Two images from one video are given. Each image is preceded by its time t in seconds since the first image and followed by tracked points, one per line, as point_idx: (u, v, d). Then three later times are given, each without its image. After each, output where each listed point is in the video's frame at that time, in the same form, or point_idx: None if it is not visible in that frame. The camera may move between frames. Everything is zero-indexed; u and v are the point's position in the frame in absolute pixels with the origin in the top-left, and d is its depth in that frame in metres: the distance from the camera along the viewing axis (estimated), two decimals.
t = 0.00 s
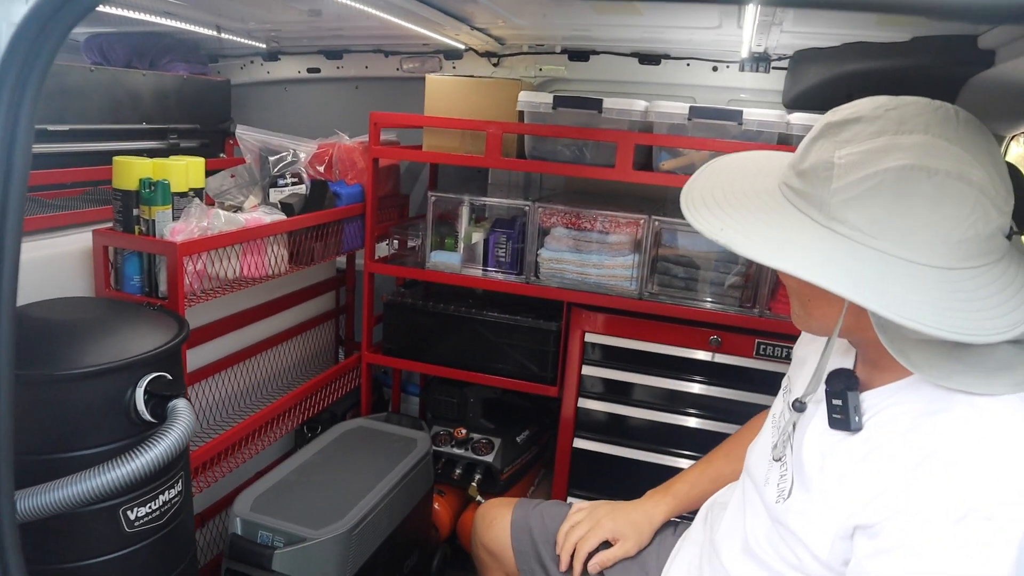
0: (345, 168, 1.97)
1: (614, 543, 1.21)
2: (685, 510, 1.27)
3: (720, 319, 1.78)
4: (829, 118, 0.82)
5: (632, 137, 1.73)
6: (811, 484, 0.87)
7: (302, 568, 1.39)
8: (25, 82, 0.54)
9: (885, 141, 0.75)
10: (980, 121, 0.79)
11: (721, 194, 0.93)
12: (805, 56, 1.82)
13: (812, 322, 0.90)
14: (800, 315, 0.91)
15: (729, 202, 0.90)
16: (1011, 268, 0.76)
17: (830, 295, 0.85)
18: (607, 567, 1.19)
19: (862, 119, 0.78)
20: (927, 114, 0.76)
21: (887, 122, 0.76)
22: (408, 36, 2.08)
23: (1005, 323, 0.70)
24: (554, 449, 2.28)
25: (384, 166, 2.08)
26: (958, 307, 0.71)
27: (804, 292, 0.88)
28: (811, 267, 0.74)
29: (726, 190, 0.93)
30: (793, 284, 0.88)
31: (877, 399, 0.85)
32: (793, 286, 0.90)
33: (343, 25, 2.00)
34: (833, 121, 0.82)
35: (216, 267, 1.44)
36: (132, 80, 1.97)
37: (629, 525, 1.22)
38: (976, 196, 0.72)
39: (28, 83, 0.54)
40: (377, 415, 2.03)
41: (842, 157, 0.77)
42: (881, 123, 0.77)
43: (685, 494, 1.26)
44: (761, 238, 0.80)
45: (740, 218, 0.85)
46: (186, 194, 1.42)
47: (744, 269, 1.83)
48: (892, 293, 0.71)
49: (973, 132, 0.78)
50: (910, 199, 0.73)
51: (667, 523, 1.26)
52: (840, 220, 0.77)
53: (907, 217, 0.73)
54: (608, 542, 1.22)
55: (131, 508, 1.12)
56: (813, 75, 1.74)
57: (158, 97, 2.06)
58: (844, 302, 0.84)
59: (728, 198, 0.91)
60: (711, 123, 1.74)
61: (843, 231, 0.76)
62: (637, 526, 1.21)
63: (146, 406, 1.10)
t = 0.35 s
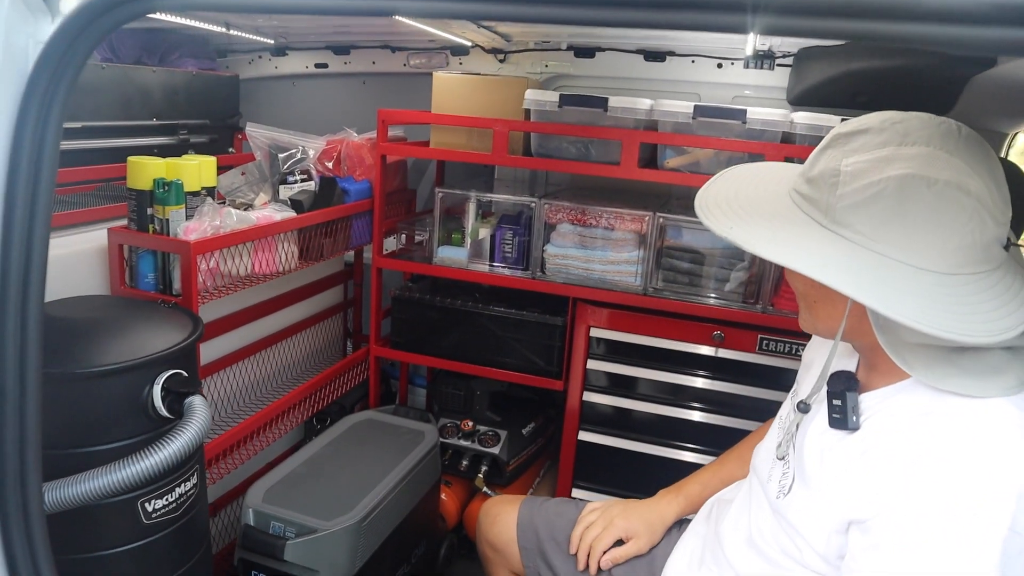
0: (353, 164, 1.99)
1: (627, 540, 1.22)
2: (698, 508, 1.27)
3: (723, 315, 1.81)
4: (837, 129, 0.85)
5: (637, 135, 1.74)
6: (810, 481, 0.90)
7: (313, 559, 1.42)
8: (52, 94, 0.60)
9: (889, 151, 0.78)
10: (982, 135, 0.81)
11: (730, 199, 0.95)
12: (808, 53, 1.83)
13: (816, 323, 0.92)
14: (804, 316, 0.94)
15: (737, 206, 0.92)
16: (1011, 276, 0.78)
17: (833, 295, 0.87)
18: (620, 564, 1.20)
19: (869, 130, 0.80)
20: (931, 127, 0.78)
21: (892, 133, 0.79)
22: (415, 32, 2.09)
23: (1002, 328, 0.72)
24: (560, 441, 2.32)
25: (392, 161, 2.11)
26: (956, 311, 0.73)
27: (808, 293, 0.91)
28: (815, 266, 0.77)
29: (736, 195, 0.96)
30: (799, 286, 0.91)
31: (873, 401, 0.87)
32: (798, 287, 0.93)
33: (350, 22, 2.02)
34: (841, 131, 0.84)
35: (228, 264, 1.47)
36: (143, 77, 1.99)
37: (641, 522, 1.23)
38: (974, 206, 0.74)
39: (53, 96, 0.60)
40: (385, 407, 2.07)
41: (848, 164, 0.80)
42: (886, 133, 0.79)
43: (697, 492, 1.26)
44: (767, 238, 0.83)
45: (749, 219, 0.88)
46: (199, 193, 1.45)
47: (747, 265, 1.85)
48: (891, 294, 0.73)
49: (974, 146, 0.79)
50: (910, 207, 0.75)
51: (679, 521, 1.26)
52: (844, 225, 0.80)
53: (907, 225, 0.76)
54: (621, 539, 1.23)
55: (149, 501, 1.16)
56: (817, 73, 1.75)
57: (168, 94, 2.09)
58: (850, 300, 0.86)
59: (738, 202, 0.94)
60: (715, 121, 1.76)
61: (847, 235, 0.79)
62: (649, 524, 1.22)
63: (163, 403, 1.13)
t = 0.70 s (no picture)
0: (363, 153, 1.99)
1: (635, 525, 1.21)
2: (705, 493, 1.26)
3: (734, 303, 1.80)
4: (848, 103, 0.84)
5: (647, 122, 1.74)
6: (820, 459, 0.89)
7: (323, 543, 1.43)
8: (66, 61, 0.59)
9: (900, 122, 0.77)
10: (995, 109, 0.80)
11: (740, 174, 0.94)
12: (820, 40, 1.81)
13: (825, 301, 0.92)
14: (811, 292, 0.94)
15: (747, 180, 0.91)
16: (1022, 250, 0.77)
17: (841, 269, 0.87)
18: (628, 548, 1.19)
19: (880, 102, 0.80)
20: (943, 99, 0.78)
21: (903, 104, 0.78)
22: (425, 23, 2.10)
23: (1014, 298, 0.71)
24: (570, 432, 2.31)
25: (402, 151, 2.11)
26: (967, 281, 0.72)
27: (816, 268, 0.90)
28: (826, 235, 0.76)
29: (747, 171, 0.95)
30: (808, 262, 0.91)
31: (884, 378, 0.86)
32: (807, 263, 0.92)
33: (361, 12, 2.02)
34: (852, 105, 0.84)
35: (239, 249, 1.48)
36: (156, 66, 2.01)
37: (649, 507, 1.22)
38: (986, 176, 0.74)
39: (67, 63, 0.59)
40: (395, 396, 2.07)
41: (859, 136, 0.79)
42: (898, 105, 0.78)
43: (705, 477, 1.26)
44: (777, 208, 0.82)
45: (759, 191, 0.87)
46: (210, 178, 1.46)
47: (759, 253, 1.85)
48: (903, 263, 0.73)
49: (985, 119, 0.79)
50: (922, 176, 0.75)
51: (687, 505, 1.26)
52: (854, 196, 0.79)
53: (918, 195, 0.75)
54: (629, 524, 1.22)
55: (160, 480, 1.16)
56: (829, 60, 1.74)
57: (181, 84, 2.10)
58: (860, 272, 0.85)
59: (748, 177, 0.93)
60: (726, 108, 1.75)
61: (857, 206, 0.78)
62: (657, 508, 1.21)
63: (174, 382, 1.14)
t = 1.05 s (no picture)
0: (367, 145, 1.99)
1: (636, 513, 1.20)
2: (707, 482, 1.26)
3: (738, 295, 1.79)
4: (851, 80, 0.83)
5: (651, 112, 1.73)
6: (823, 443, 0.88)
7: (324, 531, 1.42)
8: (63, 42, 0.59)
9: (905, 98, 0.77)
10: (1000, 86, 0.80)
11: (745, 155, 0.93)
12: (825, 31, 1.80)
13: (827, 285, 0.92)
14: (814, 272, 0.93)
15: (751, 160, 0.91)
16: None
17: (846, 249, 0.87)
18: (630, 537, 1.18)
19: (883, 79, 0.79)
20: (948, 75, 0.77)
21: (908, 80, 0.77)
22: (430, 15, 2.09)
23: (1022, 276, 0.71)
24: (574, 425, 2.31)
25: (406, 143, 2.11)
26: (973, 258, 0.71)
27: (821, 247, 0.90)
28: (832, 211, 0.76)
29: (751, 151, 0.94)
30: (813, 242, 0.90)
31: (887, 359, 0.86)
32: (812, 244, 0.92)
33: (366, 4, 2.02)
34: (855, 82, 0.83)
35: (242, 238, 1.48)
36: (161, 58, 2.01)
37: (651, 495, 1.22)
38: (991, 153, 0.73)
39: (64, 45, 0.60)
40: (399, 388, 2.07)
41: (863, 113, 0.78)
42: (902, 81, 0.78)
43: (707, 465, 1.25)
44: (783, 185, 0.81)
45: (763, 169, 0.86)
46: (213, 166, 1.46)
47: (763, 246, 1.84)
48: (909, 239, 0.72)
49: (991, 97, 0.78)
50: (927, 153, 0.74)
51: (689, 494, 1.25)
52: (859, 173, 0.78)
53: (924, 171, 0.74)
54: (630, 512, 1.21)
55: (161, 466, 1.16)
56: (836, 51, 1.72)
57: (186, 76, 2.11)
58: (866, 251, 0.84)
59: (751, 157, 0.92)
60: (731, 99, 1.74)
61: (862, 183, 0.78)
62: (659, 496, 1.21)
63: (175, 367, 1.14)
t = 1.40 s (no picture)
0: (377, 148, 2.03)
1: (647, 504, 1.26)
2: (715, 474, 1.30)
3: (741, 294, 1.84)
4: (869, 86, 0.88)
5: (656, 117, 1.77)
6: (826, 432, 0.93)
7: (341, 523, 1.47)
8: (111, 62, 0.69)
9: (926, 101, 0.82)
10: (1003, 96, 0.86)
11: (761, 152, 0.97)
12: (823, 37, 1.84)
13: (834, 282, 0.95)
14: (820, 266, 0.97)
15: (770, 156, 0.94)
16: None
17: (863, 251, 0.90)
18: (641, 527, 1.23)
19: (902, 85, 0.84)
20: (963, 84, 0.83)
21: (927, 87, 0.83)
22: (438, 20, 2.13)
23: None
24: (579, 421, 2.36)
25: (415, 146, 2.16)
26: (993, 251, 0.77)
27: (830, 243, 0.94)
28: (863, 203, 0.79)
29: (765, 149, 0.98)
30: (822, 238, 0.94)
31: (888, 354, 0.90)
32: (820, 240, 0.95)
33: (376, 10, 2.07)
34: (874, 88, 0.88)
35: (261, 239, 1.53)
36: (174, 63, 2.05)
37: (662, 487, 1.26)
38: (1006, 155, 0.79)
39: (111, 64, 0.69)
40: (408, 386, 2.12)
41: (887, 114, 0.83)
42: (921, 88, 0.83)
43: (716, 458, 1.30)
44: (810, 178, 0.85)
45: (785, 164, 0.90)
46: (232, 170, 1.50)
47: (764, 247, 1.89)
48: (940, 232, 0.77)
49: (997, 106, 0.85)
50: (950, 153, 0.79)
51: (697, 485, 1.30)
52: (884, 170, 0.83)
53: (948, 169, 0.79)
54: (641, 502, 1.26)
55: (189, 460, 1.20)
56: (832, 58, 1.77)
57: (198, 81, 2.15)
58: (878, 249, 0.89)
59: (767, 154, 0.96)
60: (734, 104, 1.79)
61: (887, 180, 0.82)
62: (668, 487, 1.26)
63: (202, 364, 1.18)
